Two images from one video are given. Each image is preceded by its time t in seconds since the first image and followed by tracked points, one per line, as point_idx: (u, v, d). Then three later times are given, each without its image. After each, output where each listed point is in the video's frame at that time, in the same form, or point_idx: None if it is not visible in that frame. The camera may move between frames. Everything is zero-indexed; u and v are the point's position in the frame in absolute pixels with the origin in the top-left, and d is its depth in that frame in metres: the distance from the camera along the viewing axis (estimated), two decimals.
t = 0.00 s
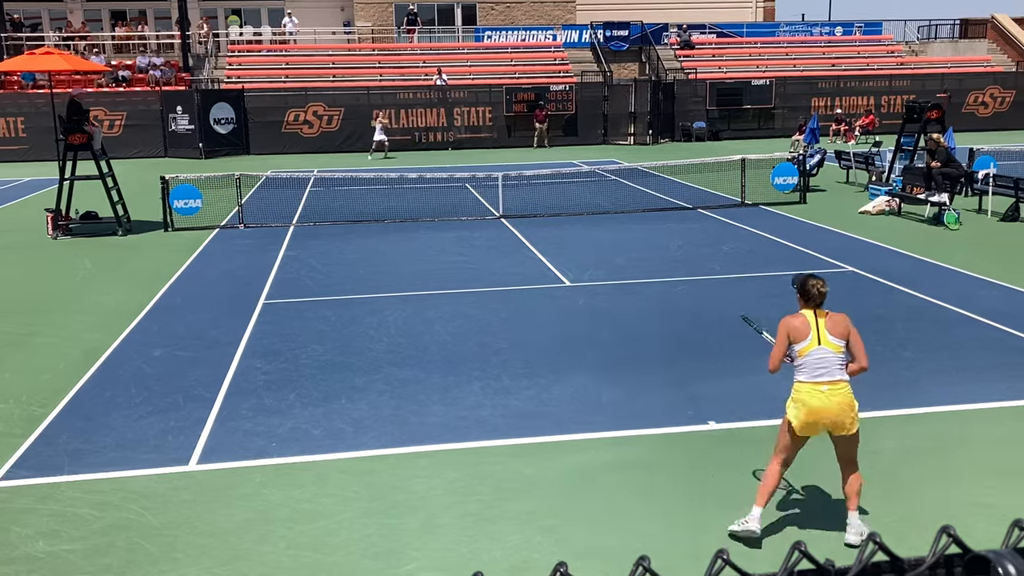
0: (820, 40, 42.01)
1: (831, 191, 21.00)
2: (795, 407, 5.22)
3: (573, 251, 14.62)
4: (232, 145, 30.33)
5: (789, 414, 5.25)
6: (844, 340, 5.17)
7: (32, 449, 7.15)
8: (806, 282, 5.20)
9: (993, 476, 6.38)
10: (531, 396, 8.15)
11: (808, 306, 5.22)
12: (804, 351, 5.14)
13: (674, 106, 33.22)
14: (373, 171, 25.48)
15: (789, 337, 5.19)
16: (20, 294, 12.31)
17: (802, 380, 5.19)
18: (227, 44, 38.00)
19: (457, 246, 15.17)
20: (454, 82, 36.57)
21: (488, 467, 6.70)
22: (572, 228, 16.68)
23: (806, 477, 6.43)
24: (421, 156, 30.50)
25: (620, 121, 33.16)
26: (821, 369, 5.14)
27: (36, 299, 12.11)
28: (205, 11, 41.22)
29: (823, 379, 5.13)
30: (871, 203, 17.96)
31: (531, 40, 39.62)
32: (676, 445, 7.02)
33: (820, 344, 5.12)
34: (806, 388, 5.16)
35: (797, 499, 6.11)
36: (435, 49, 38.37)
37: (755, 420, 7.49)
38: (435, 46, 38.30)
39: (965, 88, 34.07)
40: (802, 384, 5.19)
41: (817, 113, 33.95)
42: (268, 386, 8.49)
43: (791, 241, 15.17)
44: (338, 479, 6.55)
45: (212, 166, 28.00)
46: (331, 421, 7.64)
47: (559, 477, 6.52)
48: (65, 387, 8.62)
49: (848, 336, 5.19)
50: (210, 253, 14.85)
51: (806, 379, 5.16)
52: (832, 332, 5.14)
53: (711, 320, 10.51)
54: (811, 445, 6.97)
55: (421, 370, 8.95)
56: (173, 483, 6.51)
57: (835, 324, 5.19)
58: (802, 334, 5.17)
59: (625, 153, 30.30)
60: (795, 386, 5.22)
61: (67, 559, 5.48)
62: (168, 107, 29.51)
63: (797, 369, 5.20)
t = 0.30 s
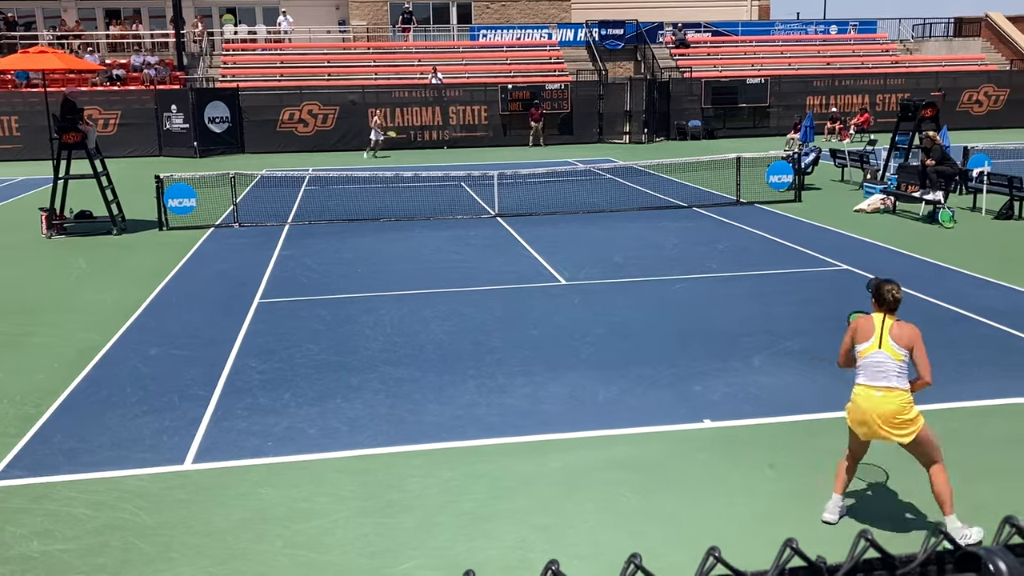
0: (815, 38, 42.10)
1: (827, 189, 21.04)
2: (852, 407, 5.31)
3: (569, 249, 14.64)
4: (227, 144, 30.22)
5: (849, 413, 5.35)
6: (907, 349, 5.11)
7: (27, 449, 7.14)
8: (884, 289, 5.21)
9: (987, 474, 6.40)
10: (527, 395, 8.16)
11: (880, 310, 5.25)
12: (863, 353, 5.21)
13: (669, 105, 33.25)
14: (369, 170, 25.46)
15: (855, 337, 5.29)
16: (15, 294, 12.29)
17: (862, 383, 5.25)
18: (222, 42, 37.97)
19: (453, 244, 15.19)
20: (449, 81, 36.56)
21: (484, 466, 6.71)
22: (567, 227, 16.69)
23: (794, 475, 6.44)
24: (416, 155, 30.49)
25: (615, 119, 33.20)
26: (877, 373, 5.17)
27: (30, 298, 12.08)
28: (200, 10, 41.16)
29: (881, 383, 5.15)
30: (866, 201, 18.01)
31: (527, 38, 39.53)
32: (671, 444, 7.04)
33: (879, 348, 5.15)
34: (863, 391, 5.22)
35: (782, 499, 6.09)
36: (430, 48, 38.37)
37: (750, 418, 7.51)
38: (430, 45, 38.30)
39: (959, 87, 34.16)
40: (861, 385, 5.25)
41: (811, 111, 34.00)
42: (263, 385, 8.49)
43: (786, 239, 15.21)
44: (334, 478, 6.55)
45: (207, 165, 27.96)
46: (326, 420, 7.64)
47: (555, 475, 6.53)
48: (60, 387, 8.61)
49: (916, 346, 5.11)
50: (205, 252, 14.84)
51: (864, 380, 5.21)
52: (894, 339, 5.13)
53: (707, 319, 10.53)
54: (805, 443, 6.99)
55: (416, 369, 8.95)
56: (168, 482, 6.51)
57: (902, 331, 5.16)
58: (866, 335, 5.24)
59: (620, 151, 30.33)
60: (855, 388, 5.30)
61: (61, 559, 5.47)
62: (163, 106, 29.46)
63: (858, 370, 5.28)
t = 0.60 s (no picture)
0: (809, 37, 42.21)
1: (821, 187, 21.08)
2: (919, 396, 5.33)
3: (564, 248, 14.65)
4: (221, 143, 30.25)
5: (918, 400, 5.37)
6: (972, 342, 5.01)
7: (19, 448, 7.11)
8: (959, 278, 5.14)
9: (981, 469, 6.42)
10: (523, 393, 8.16)
11: (956, 298, 5.17)
12: (931, 341, 5.20)
13: (664, 103, 33.33)
14: (363, 169, 25.43)
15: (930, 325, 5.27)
16: (8, 293, 12.24)
17: (930, 371, 5.24)
18: (216, 41, 37.90)
19: (448, 243, 15.18)
20: (444, 79, 36.51)
21: (479, 464, 6.71)
22: (562, 225, 16.69)
23: (789, 470, 6.46)
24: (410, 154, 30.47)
25: (610, 118, 33.17)
26: (943, 364, 5.13)
27: (23, 297, 12.02)
28: (194, 8, 41.06)
29: (946, 374, 5.12)
30: (860, 199, 18.05)
31: (522, 36, 39.47)
32: (665, 441, 7.05)
33: (942, 339, 5.11)
34: (929, 380, 5.22)
35: (776, 494, 6.13)
36: (425, 46, 38.34)
37: (744, 416, 7.51)
38: (424, 43, 38.28)
39: (953, 85, 34.26)
40: (928, 373, 5.25)
41: (806, 110, 34.02)
42: (257, 384, 8.48)
43: (780, 237, 15.23)
44: (329, 476, 6.53)
45: (201, 163, 27.91)
46: (320, 419, 7.62)
47: (550, 473, 6.53)
48: (54, 386, 8.58)
49: (983, 337, 4.98)
50: (199, 251, 14.80)
51: (933, 370, 5.20)
52: (958, 330, 5.05)
53: (702, 317, 10.54)
54: (799, 440, 6.99)
55: (411, 367, 8.94)
56: (162, 481, 6.49)
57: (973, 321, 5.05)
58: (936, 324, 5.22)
59: (615, 150, 30.33)
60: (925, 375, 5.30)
61: (54, 558, 5.45)
62: (156, 105, 29.35)
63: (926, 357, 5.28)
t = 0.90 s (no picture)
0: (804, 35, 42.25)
1: (816, 185, 21.08)
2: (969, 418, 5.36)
3: (560, 246, 14.64)
4: (216, 141, 30.26)
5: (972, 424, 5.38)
6: (1008, 367, 5.01)
7: (14, 448, 7.08)
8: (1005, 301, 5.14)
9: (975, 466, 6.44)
10: (519, 391, 8.15)
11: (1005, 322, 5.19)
12: (978, 364, 5.26)
13: (659, 101, 33.47)
14: (358, 168, 25.43)
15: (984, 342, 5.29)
16: (3, 292, 12.21)
17: (978, 395, 5.27)
18: (210, 39, 37.81)
19: (443, 241, 15.17)
20: (439, 77, 36.44)
21: (475, 462, 6.70)
22: (558, 223, 16.68)
23: (784, 468, 6.48)
24: (405, 152, 30.46)
25: (605, 116, 33.17)
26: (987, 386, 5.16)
27: (17, 297, 11.97)
28: (188, 7, 41.00)
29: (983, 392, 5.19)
30: (856, 197, 18.06)
31: (517, 35, 39.45)
32: (660, 439, 7.05)
33: (985, 362, 5.16)
34: (976, 402, 5.25)
35: (770, 490, 6.16)
36: (420, 44, 38.28)
37: (739, 414, 7.51)
38: (419, 41, 38.23)
39: (948, 83, 34.29)
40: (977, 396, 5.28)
41: (802, 107, 34.07)
42: (252, 383, 8.46)
43: (775, 235, 15.24)
44: (324, 475, 6.52)
45: (195, 162, 27.86)
46: (316, 418, 7.61)
47: (546, 471, 6.53)
48: (49, 386, 8.55)
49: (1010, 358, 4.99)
50: (194, 250, 14.77)
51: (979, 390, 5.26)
52: (997, 355, 5.08)
53: (697, 315, 10.54)
54: (793, 438, 7.00)
55: (407, 366, 8.93)
56: (158, 480, 6.47)
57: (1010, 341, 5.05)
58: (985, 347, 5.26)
59: (611, 148, 30.33)
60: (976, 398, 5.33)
61: (48, 558, 5.43)
62: (151, 104, 29.29)
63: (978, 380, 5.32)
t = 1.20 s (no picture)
0: (801, 33, 42.27)
1: (813, 183, 21.10)
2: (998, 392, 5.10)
3: (557, 244, 14.65)
4: (214, 140, 30.25)
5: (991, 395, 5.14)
6: None
7: (11, 448, 7.08)
8: None
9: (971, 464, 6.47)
10: (517, 390, 8.16)
11: None
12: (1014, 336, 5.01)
13: (656, 100, 33.44)
14: (356, 167, 25.44)
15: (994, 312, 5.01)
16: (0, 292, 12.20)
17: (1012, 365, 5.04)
18: (207, 37, 37.75)
19: (441, 240, 15.17)
20: (436, 75, 36.39)
21: (473, 461, 6.71)
22: (556, 222, 16.69)
23: (781, 466, 6.49)
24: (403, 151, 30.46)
25: (603, 114, 33.17)
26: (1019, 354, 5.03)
27: (14, 296, 11.95)
28: (185, 5, 40.96)
29: None
30: (852, 195, 18.09)
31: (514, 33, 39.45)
32: (658, 438, 7.06)
33: None
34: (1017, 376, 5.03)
35: (768, 488, 6.17)
36: (417, 43, 38.23)
37: (737, 412, 7.53)
38: (416, 40, 38.19)
39: (945, 81, 34.32)
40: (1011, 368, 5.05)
41: (799, 106, 34.11)
42: (250, 382, 8.46)
43: (772, 233, 15.25)
44: (322, 474, 6.53)
45: (193, 161, 27.83)
46: (314, 416, 7.62)
47: (544, 470, 6.53)
48: (46, 385, 8.54)
49: None
50: (192, 249, 14.76)
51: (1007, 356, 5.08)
52: None
53: (695, 313, 10.56)
54: (790, 436, 7.02)
55: (404, 365, 8.94)
56: (156, 480, 6.48)
57: None
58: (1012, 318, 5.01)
59: (608, 146, 30.33)
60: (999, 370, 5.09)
61: (47, 558, 5.43)
62: (148, 103, 29.28)
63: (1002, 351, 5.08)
